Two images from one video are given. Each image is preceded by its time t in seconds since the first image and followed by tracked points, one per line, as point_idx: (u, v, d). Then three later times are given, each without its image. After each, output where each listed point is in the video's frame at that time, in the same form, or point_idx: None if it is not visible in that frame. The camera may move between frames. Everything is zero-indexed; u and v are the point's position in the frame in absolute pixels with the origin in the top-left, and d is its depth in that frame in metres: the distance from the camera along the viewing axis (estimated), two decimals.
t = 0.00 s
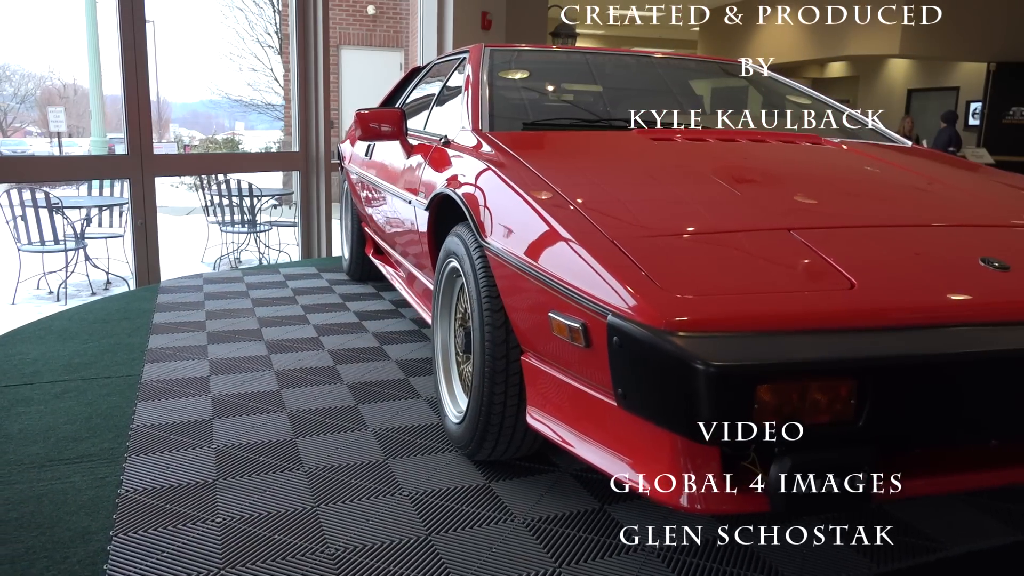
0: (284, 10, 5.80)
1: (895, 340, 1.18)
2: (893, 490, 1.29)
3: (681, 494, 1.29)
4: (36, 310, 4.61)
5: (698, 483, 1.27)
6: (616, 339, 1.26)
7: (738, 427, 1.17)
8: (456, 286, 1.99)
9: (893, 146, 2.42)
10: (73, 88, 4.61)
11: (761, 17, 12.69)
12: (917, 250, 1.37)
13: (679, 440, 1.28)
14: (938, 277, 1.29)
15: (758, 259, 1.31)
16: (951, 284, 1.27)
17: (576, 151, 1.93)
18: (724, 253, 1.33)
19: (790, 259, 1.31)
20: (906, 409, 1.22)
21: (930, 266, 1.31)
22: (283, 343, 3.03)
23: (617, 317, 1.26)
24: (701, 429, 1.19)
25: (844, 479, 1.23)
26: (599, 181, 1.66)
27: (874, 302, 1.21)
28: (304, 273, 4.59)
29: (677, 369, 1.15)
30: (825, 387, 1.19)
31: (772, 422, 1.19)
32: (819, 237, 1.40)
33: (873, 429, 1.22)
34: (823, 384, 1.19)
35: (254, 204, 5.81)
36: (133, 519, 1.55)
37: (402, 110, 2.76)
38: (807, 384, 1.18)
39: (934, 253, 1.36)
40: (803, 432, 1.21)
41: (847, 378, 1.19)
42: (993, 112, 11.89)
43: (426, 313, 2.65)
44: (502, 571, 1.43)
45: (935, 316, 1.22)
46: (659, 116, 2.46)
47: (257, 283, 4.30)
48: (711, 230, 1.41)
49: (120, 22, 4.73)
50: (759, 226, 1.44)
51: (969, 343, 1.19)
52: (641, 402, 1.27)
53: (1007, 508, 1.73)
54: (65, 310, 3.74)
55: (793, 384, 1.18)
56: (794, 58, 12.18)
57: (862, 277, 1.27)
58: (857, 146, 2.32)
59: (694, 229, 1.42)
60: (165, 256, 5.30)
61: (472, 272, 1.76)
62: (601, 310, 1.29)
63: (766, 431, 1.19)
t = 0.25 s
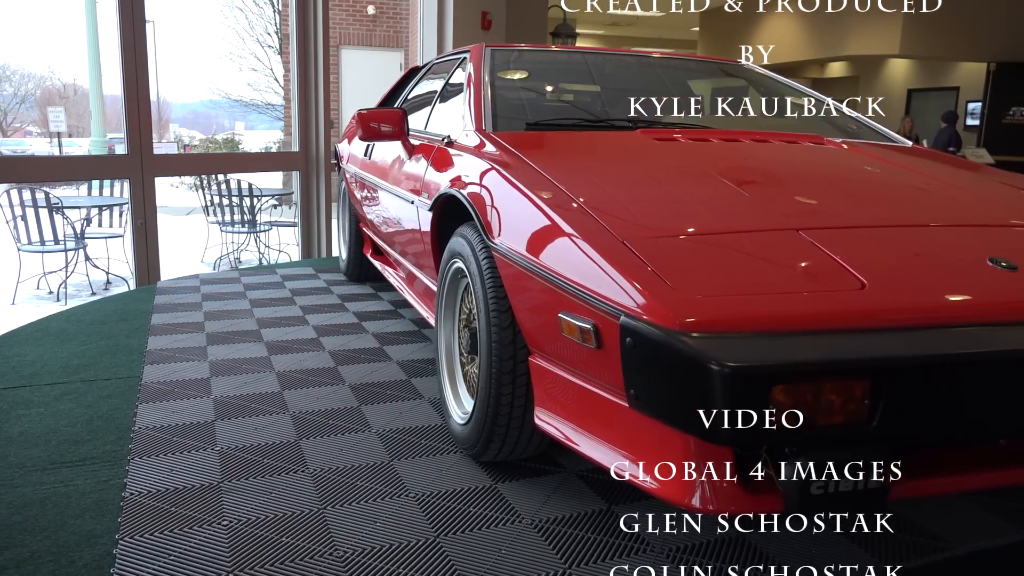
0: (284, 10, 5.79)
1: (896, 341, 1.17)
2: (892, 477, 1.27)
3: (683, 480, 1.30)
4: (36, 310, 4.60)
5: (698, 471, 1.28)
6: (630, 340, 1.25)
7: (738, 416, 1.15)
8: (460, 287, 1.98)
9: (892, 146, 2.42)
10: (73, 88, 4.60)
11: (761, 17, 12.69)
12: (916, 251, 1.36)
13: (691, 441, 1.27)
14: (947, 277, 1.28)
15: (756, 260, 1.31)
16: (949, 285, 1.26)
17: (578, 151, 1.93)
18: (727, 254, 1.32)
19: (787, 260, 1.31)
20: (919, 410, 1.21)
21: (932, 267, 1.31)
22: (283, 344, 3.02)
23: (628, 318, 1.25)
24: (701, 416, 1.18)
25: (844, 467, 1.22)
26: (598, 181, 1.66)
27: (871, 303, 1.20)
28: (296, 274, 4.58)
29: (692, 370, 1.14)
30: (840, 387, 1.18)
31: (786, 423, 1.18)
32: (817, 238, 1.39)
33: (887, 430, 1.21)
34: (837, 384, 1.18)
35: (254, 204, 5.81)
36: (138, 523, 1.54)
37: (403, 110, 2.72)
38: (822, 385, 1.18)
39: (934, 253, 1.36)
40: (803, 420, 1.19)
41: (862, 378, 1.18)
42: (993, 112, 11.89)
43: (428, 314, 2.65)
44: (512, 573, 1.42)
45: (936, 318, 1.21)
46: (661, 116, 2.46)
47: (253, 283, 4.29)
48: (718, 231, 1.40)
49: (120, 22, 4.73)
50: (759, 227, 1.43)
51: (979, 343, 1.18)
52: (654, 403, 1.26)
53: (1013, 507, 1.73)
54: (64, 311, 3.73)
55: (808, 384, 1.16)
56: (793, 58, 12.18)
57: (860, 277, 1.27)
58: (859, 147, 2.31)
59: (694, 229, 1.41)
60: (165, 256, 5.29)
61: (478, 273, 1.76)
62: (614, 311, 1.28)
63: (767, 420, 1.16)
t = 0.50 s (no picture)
0: (284, 10, 5.78)
1: (898, 342, 1.17)
2: (893, 465, 1.23)
3: (683, 467, 1.31)
4: (36, 310, 4.60)
5: (698, 458, 1.28)
6: (640, 340, 1.24)
7: (736, 404, 1.14)
8: (464, 287, 1.97)
9: (890, 146, 2.41)
10: (73, 88, 4.59)
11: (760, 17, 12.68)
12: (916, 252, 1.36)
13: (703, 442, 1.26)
14: (954, 277, 1.27)
15: (757, 260, 1.30)
16: (949, 286, 1.25)
17: (580, 151, 1.92)
18: (732, 254, 1.31)
19: (785, 261, 1.30)
20: (930, 409, 1.20)
21: (934, 267, 1.30)
22: (283, 345, 3.01)
23: (638, 318, 1.24)
24: (701, 405, 1.18)
25: (843, 454, 1.21)
26: (598, 181, 1.65)
27: (870, 304, 1.20)
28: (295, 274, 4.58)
29: (703, 369, 1.14)
30: (851, 388, 1.18)
31: (798, 423, 1.18)
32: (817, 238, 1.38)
33: (899, 430, 1.20)
34: (848, 385, 1.17)
35: (254, 204, 5.80)
36: (143, 525, 1.54)
37: (404, 110, 2.69)
38: (834, 386, 1.17)
39: (938, 253, 1.35)
40: (808, 415, 1.18)
41: (873, 378, 1.17)
42: (993, 112, 11.89)
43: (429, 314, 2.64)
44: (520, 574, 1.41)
45: (939, 318, 1.21)
46: (662, 116, 2.45)
47: (251, 284, 4.28)
48: (724, 231, 1.40)
49: (120, 22, 4.72)
50: (760, 227, 1.42)
51: (988, 344, 1.18)
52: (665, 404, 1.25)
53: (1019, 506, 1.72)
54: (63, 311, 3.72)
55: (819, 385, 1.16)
56: (793, 57, 12.18)
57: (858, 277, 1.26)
58: (861, 146, 2.31)
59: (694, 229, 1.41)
60: (165, 256, 5.29)
61: (484, 273, 1.75)
62: (624, 312, 1.27)
63: (766, 407, 1.14)
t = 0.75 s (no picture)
0: (284, 10, 5.78)
1: (903, 343, 1.16)
2: (893, 454, 1.21)
3: (682, 454, 1.32)
4: (36, 310, 4.59)
5: (698, 447, 1.29)
6: (653, 341, 1.24)
7: (738, 393, 1.14)
8: (468, 288, 1.97)
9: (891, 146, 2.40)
10: (73, 88, 4.59)
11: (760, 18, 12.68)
12: (919, 252, 1.35)
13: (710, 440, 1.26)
14: (961, 277, 1.27)
15: (758, 261, 1.29)
16: (952, 287, 1.25)
17: (582, 150, 1.92)
18: (740, 254, 1.31)
19: (786, 261, 1.29)
20: (942, 409, 1.20)
21: (938, 267, 1.30)
22: (284, 346, 3.01)
23: (649, 319, 1.24)
24: (701, 392, 1.19)
25: (844, 442, 1.19)
26: (600, 181, 1.64)
27: (873, 305, 1.19)
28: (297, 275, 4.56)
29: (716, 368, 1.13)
30: (864, 388, 1.18)
31: (812, 424, 1.19)
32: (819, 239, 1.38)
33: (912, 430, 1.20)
34: (861, 385, 1.17)
35: (254, 204, 5.79)
36: (149, 528, 1.53)
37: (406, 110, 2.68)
38: (847, 387, 1.17)
39: (946, 253, 1.35)
40: (820, 415, 1.18)
41: (886, 379, 1.17)
42: (993, 112, 11.89)
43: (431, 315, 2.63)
44: None
45: (946, 319, 1.20)
46: (664, 116, 2.45)
47: (249, 284, 4.27)
48: (731, 231, 1.40)
49: (120, 23, 4.72)
50: (763, 228, 1.42)
51: (998, 344, 1.18)
52: (678, 406, 1.25)
53: None
54: (62, 312, 3.71)
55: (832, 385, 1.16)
56: (793, 57, 12.17)
57: (860, 279, 1.25)
58: (863, 146, 2.30)
59: (696, 229, 1.40)
60: (165, 256, 5.28)
61: (489, 274, 1.74)
62: (636, 313, 1.27)
63: (766, 396, 1.12)
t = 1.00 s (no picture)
0: (284, 10, 5.78)
1: (908, 344, 1.16)
2: (893, 442, 1.21)
3: (683, 442, 1.33)
4: (36, 310, 4.58)
5: (698, 435, 1.30)
6: (665, 342, 1.23)
7: (737, 379, 1.15)
8: (472, 288, 1.97)
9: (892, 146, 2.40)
10: (73, 88, 4.58)
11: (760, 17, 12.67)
12: (922, 252, 1.35)
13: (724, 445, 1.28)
14: (970, 277, 1.27)
15: (762, 262, 1.28)
16: (955, 288, 1.24)
17: (585, 150, 1.91)
18: (749, 254, 1.31)
19: (789, 262, 1.29)
20: (954, 407, 1.20)
21: (943, 268, 1.29)
22: (284, 347, 3.00)
23: (661, 319, 1.23)
24: (701, 379, 1.19)
25: (844, 430, 1.20)
26: (603, 181, 1.64)
27: (877, 305, 1.18)
28: (291, 275, 4.56)
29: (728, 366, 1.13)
30: (876, 387, 1.18)
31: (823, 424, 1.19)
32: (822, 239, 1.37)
33: (923, 429, 1.20)
34: (874, 385, 1.18)
35: (254, 204, 5.79)
36: (154, 531, 1.52)
37: (407, 110, 2.68)
38: (861, 387, 1.18)
39: (952, 252, 1.35)
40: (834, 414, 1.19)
41: (898, 379, 1.17)
42: (993, 112, 11.89)
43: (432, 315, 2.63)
44: None
45: (952, 319, 1.19)
46: (666, 116, 2.44)
47: (248, 285, 4.26)
48: (740, 232, 1.39)
49: (120, 23, 4.72)
50: (767, 228, 1.41)
51: (1009, 342, 1.17)
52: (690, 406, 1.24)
53: None
54: (61, 313, 3.71)
55: (843, 385, 1.17)
56: (794, 57, 12.17)
57: (862, 279, 1.24)
58: (865, 147, 2.30)
59: (699, 230, 1.40)
60: (165, 256, 5.28)
61: (495, 275, 1.73)
62: (648, 314, 1.26)
63: (766, 385, 1.12)
